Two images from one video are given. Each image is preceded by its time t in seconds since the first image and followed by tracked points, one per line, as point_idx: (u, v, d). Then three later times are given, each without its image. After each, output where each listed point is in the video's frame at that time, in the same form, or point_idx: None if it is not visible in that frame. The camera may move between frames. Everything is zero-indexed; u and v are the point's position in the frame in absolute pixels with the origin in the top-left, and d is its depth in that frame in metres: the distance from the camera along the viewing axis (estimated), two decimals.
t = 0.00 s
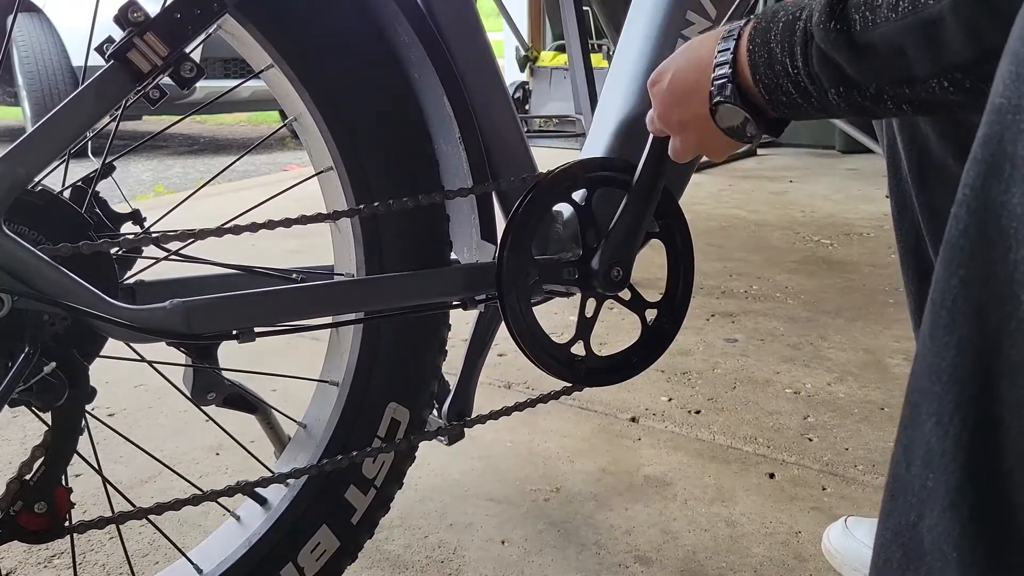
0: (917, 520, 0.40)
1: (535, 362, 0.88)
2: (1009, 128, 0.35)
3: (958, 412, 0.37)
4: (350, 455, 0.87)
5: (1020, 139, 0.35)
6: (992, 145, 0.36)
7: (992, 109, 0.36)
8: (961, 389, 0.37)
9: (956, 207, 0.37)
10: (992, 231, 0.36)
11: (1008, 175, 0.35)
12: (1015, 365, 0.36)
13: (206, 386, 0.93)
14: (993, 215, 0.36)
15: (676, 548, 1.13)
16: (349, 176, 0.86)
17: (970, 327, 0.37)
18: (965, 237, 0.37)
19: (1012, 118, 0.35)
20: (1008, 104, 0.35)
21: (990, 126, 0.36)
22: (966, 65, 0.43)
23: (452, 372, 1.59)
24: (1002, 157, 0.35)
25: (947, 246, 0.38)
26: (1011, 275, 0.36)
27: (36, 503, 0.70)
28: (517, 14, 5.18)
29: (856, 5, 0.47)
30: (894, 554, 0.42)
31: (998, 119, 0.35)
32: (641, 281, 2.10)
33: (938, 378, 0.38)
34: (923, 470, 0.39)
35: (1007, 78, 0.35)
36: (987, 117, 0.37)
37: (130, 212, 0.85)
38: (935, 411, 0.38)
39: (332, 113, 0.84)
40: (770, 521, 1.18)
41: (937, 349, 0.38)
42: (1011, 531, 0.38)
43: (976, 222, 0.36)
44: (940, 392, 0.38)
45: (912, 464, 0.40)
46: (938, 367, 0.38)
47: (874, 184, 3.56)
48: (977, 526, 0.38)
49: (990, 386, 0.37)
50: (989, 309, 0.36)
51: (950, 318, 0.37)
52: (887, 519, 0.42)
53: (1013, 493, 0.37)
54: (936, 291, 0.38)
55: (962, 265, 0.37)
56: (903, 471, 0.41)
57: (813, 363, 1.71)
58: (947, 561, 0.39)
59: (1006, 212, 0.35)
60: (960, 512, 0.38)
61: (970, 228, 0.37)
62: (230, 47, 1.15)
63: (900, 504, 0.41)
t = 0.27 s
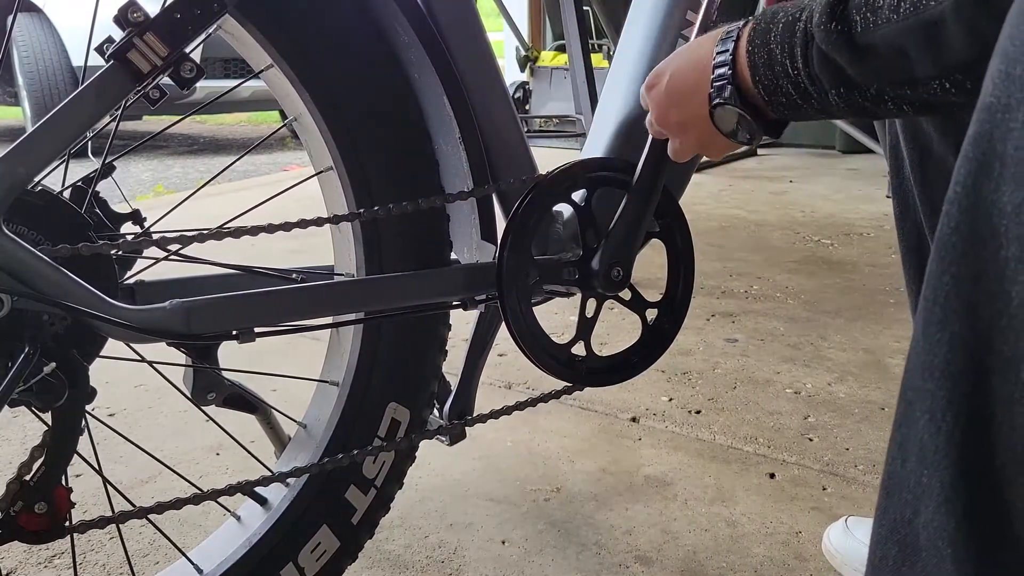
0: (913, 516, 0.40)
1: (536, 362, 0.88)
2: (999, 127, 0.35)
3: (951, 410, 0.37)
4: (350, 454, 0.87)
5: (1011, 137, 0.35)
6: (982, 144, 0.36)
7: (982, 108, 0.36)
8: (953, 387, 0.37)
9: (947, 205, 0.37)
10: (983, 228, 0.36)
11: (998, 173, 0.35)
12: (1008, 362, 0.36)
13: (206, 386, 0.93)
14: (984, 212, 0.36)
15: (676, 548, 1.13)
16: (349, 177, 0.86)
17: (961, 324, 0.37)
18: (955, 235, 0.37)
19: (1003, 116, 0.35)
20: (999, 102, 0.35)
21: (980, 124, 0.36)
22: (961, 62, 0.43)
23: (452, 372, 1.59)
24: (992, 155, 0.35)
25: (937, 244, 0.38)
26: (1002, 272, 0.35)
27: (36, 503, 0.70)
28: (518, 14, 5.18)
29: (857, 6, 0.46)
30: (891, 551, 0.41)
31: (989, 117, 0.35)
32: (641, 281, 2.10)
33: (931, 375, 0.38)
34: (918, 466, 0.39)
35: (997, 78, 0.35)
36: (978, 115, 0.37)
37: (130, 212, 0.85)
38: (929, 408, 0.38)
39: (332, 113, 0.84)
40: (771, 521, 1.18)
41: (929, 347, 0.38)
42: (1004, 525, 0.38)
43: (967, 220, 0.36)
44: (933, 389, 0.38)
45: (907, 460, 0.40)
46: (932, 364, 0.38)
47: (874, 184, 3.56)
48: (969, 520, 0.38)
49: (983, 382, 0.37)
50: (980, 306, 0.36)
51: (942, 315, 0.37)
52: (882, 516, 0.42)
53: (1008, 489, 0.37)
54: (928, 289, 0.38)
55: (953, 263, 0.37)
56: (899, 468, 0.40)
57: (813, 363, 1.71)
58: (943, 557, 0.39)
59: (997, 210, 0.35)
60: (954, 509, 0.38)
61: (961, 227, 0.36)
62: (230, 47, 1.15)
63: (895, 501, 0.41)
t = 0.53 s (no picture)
0: (912, 515, 0.40)
1: (535, 361, 0.88)
2: (998, 126, 0.35)
3: (949, 408, 0.37)
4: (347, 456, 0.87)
5: (1010, 136, 0.35)
6: (980, 143, 0.36)
7: (981, 107, 0.36)
8: (952, 386, 0.37)
9: (947, 203, 0.37)
10: (982, 226, 0.36)
11: (997, 172, 0.35)
12: (1006, 360, 0.36)
13: (207, 386, 0.93)
14: (984, 210, 0.36)
15: (676, 548, 1.13)
16: (350, 177, 0.86)
17: (961, 321, 0.37)
18: (955, 232, 0.37)
19: (1001, 116, 0.35)
20: (997, 101, 0.35)
21: (979, 123, 0.36)
22: (958, 58, 0.43)
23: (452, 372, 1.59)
24: (991, 154, 0.35)
25: (937, 242, 0.38)
26: (1001, 270, 0.35)
27: (36, 503, 0.70)
28: (518, 14, 5.19)
29: None
30: (890, 550, 0.42)
31: (987, 116, 0.35)
32: (641, 281, 2.10)
33: (932, 373, 0.38)
34: (917, 464, 0.39)
35: (995, 78, 0.36)
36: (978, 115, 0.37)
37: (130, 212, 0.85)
38: (928, 407, 0.38)
39: (332, 113, 0.84)
40: (771, 522, 1.18)
41: (929, 345, 0.38)
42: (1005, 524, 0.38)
43: (967, 218, 0.36)
44: (933, 387, 0.38)
45: (907, 460, 0.40)
46: (932, 363, 0.38)
47: (874, 184, 3.56)
48: (971, 519, 0.38)
49: (983, 380, 0.37)
50: (979, 304, 0.36)
51: (941, 314, 0.37)
52: (882, 515, 0.42)
53: (1008, 489, 0.37)
54: (927, 287, 0.38)
55: (953, 260, 0.37)
56: (899, 466, 0.41)
57: (813, 363, 1.71)
58: (943, 556, 0.39)
59: (997, 208, 0.35)
60: (954, 507, 0.38)
61: (961, 224, 0.36)
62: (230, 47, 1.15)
63: (895, 500, 0.41)
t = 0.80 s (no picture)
0: (908, 510, 0.40)
1: (534, 361, 0.88)
2: (987, 124, 0.35)
3: (944, 403, 0.37)
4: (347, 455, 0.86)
5: (998, 133, 0.35)
6: (970, 141, 0.36)
7: (970, 107, 0.36)
8: (947, 382, 0.37)
9: (938, 201, 0.37)
10: (973, 223, 0.36)
11: (987, 170, 0.35)
12: (998, 354, 0.36)
13: (207, 386, 0.93)
14: (975, 207, 0.36)
15: (676, 548, 1.13)
16: (350, 177, 0.86)
17: (954, 318, 0.37)
18: (946, 230, 0.37)
19: (990, 114, 0.35)
20: (985, 101, 0.35)
21: (969, 122, 0.36)
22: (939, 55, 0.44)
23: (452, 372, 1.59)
24: (980, 152, 0.36)
25: (927, 239, 0.38)
26: (992, 266, 0.36)
27: (36, 503, 0.70)
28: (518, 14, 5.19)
29: (831, 10, 0.47)
30: (885, 546, 0.42)
31: (976, 116, 0.36)
32: (641, 281, 2.10)
33: (925, 369, 0.38)
34: (912, 459, 0.39)
35: (983, 78, 0.36)
36: (966, 115, 0.37)
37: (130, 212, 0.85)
38: (921, 402, 0.38)
39: (332, 113, 0.84)
40: (770, 521, 1.18)
41: (922, 342, 0.38)
42: (999, 519, 0.38)
43: (958, 214, 0.36)
44: (926, 382, 0.38)
45: (902, 455, 0.40)
46: (924, 362, 0.38)
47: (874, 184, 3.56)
48: (965, 513, 0.38)
49: (975, 371, 0.37)
50: (971, 300, 0.37)
51: (933, 310, 0.37)
52: (877, 511, 0.42)
53: (1002, 484, 0.37)
54: (918, 284, 0.38)
55: (944, 258, 0.37)
56: (894, 461, 0.41)
57: (814, 363, 1.71)
58: (937, 550, 0.38)
59: (986, 205, 0.35)
60: (948, 501, 0.38)
61: (953, 222, 0.37)
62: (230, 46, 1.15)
63: (891, 495, 0.41)
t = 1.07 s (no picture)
0: (906, 510, 0.40)
1: (535, 362, 0.88)
2: (987, 125, 0.35)
3: (942, 404, 0.37)
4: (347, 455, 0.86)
5: (998, 135, 0.35)
6: (969, 142, 0.36)
7: (969, 108, 0.36)
8: (945, 384, 0.37)
9: (936, 201, 0.37)
10: (971, 225, 0.36)
11: (986, 171, 0.35)
12: (996, 356, 0.36)
13: (206, 386, 0.93)
14: (974, 208, 0.36)
15: (676, 548, 1.13)
16: (350, 177, 0.86)
17: (952, 318, 0.37)
18: (945, 231, 0.37)
19: (989, 115, 0.35)
20: (985, 102, 0.35)
21: (968, 123, 0.36)
22: (935, 102, 0.45)
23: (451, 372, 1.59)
24: (979, 153, 0.36)
25: (927, 239, 0.38)
26: (993, 266, 0.35)
27: (36, 503, 0.70)
28: (518, 14, 5.19)
29: (823, 84, 0.49)
30: (884, 546, 0.42)
31: (975, 117, 0.35)
32: (641, 281, 2.10)
33: (925, 370, 0.38)
34: (910, 460, 0.39)
35: (983, 79, 0.35)
36: (966, 116, 0.37)
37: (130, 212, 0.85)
38: (920, 403, 0.38)
39: (332, 113, 0.84)
40: (770, 521, 1.18)
41: (921, 342, 0.38)
42: (996, 518, 0.39)
43: (957, 215, 0.36)
44: (925, 384, 0.38)
45: (900, 456, 0.40)
46: (924, 362, 0.38)
47: (874, 184, 3.56)
48: (962, 513, 0.38)
49: (974, 373, 0.37)
50: (970, 301, 0.37)
51: (933, 310, 0.37)
52: (876, 511, 0.42)
53: (1000, 486, 0.37)
54: (917, 284, 0.38)
55: (942, 258, 0.37)
56: (893, 462, 0.40)
57: (813, 363, 1.71)
58: (935, 551, 0.39)
59: (985, 206, 0.35)
60: (947, 503, 0.38)
61: (951, 223, 0.37)
62: (230, 47, 1.15)
63: (889, 496, 0.41)
